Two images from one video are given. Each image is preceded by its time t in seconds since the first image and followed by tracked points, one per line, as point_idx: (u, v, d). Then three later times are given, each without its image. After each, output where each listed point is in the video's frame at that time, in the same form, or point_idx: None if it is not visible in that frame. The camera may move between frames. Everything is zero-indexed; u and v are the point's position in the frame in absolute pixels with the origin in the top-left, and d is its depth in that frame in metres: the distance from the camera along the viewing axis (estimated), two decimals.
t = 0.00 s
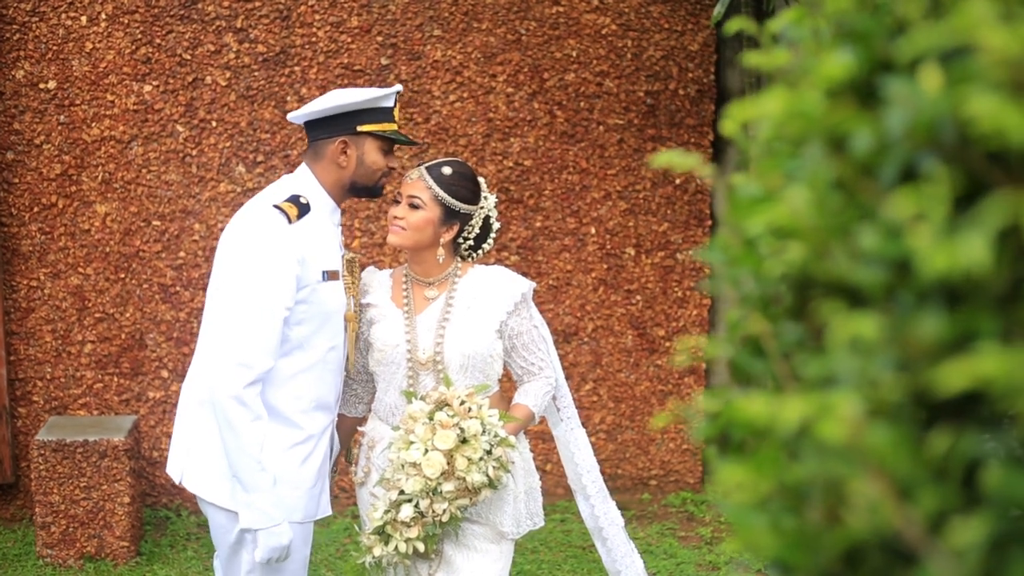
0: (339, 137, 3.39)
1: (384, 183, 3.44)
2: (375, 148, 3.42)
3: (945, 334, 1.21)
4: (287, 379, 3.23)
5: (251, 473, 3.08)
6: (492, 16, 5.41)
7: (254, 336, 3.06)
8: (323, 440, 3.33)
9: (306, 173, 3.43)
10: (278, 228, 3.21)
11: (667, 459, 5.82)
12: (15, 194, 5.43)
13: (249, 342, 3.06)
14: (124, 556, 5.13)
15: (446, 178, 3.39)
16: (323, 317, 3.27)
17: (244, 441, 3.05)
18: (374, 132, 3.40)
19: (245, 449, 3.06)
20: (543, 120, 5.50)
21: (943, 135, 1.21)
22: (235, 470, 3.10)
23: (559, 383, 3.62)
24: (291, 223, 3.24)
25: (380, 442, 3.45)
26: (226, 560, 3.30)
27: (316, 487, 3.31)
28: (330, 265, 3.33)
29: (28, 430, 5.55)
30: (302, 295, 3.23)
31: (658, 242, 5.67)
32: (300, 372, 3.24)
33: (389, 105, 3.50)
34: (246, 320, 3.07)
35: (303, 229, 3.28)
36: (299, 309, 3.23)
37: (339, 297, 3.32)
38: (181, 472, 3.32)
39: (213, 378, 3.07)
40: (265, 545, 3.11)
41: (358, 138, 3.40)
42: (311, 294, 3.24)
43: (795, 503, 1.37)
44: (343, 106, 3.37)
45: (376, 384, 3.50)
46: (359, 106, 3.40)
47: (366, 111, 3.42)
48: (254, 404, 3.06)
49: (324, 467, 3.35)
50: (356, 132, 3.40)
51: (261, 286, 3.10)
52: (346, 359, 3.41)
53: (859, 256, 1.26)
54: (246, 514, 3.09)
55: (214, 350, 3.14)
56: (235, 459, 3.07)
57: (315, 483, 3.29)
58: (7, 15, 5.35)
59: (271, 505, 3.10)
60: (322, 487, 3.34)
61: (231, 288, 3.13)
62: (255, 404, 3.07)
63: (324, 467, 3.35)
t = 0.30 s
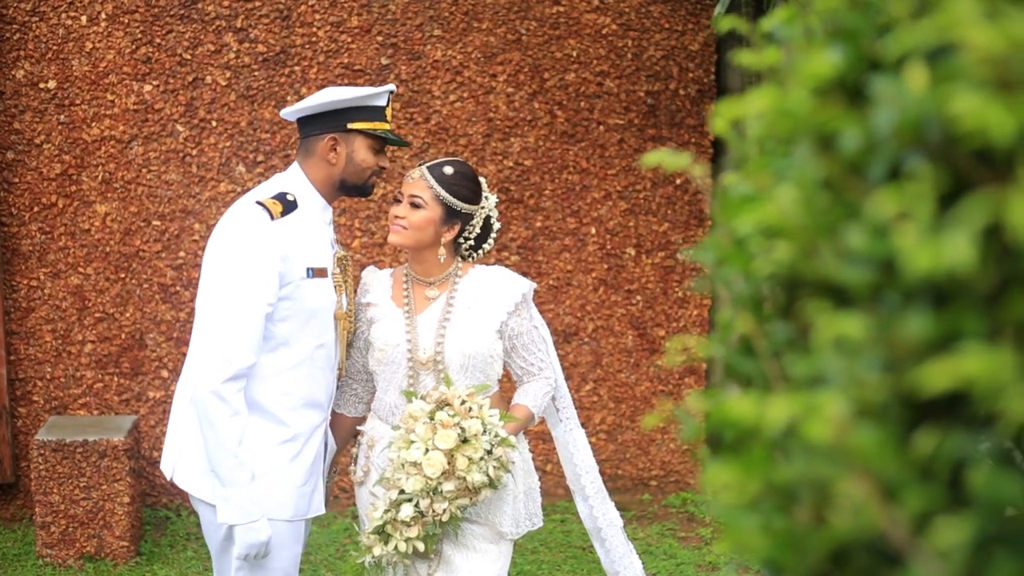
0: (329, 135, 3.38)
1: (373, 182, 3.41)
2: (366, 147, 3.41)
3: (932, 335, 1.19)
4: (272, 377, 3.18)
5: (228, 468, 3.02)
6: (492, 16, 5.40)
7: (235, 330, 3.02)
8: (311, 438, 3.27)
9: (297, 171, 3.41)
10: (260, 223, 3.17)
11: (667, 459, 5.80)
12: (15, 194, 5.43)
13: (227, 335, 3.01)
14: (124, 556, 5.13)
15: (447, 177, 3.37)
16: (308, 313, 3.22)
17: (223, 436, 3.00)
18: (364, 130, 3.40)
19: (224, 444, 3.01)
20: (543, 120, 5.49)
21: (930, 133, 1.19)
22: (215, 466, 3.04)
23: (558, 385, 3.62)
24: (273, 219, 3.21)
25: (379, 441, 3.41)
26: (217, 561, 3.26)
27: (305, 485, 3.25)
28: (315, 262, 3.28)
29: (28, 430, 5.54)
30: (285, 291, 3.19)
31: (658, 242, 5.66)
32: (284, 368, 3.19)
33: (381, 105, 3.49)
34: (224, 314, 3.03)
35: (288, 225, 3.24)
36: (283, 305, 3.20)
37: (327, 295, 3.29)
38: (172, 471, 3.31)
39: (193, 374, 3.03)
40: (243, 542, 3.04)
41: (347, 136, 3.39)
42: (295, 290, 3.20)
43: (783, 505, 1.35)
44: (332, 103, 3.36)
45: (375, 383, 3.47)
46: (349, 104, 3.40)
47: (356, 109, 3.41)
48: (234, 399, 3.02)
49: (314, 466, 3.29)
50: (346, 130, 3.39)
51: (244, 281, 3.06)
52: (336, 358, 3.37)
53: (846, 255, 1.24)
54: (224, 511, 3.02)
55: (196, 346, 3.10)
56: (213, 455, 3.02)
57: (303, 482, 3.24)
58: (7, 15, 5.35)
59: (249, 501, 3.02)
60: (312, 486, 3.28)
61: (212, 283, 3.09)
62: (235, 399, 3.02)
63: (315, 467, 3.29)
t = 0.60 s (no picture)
0: (320, 132, 3.33)
1: (364, 180, 3.36)
2: (357, 145, 3.35)
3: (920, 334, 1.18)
4: (256, 373, 3.15)
5: (200, 461, 3.00)
6: (492, 15, 5.40)
7: (212, 324, 2.99)
8: (299, 436, 3.23)
9: (289, 169, 3.38)
10: (241, 219, 3.15)
11: (667, 459, 5.79)
12: (15, 193, 5.43)
13: (202, 329, 2.99)
14: (123, 555, 5.13)
15: (448, 176, 3.31)
16: (292, 309, 3.19)
17: (197, 430, 2.98)
18: (354, 128, 3.34)
19: (199, 437, 2.99)
20: (543, 120, 5.49)
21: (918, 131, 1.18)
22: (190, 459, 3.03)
23: (559, 385, 3.58)
24: (256, 215, 3.18)
25: (379, 439, 3.35)
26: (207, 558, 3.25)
27: (292, 483, 3.19)
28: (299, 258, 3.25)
29: (28, 429, 5.54)
30: (268, 287, 3.16)
31: (658, 242, 5.65)
32: (266, 364, 3.16)
33: (373, 103, 3.43)
34: (200, 307, 3.01)
35: (272, 221, 3.21)
36: (266, 301, 3.16)
37: (315, 291, 3.25)
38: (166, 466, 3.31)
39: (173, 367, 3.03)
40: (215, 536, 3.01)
41: (338, 133, 3.34)
42: (278, 286, 3.17)
43: (771, 505, 1.33)
44: (323, 100, 3.32)
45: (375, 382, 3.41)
46: (340, 102, 3.35)
47: (347, 107, 3.36)
48: (210, 393, 2.99)
49: (303, 465, 3.24)
50: (337, 127, 3.34)
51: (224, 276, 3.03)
52: (328, 356, 3.32)
53: (834, 253, 1.23)
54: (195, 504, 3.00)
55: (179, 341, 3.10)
56: (188, 448, 3.00)
57: (289, 480, 3.18)
58: (7, 14, 5.35)
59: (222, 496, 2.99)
60: (301, 485, 3.22)
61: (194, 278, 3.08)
62: (212, 394, 2.99)
63: (304, 465, 3.24)
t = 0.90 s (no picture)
0: (306, 130, 3.29)
1: (353, 179, 3.31)
2: (344, 143, 3.30)
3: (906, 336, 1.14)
4: (238, 369, 3.14)
5: (179, 456, 2.99)
6: (492, 16, 5.39)
7: (189, 319, 2.97)
8: (285, 434, 3.19)
9: (278, 170, 3.35)
10: (220, 215, 3.14)
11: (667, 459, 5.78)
12: (15, 193, 5.43)
13: (178, 324, 2.97)
14: (122, 556, 5.12)
15: (448, 176, 3.29)
16: (274, 305, 3.16)
17: (175, 425, 2.97)
18: (341, 126, 3.29)
19: (177, 433, 2.98)
20: (543, 120, 5.48)
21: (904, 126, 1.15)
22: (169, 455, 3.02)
23: (557, 386, 3.54)
24: (235, 212, 3.17)
25: (376, 439, 3.33)
26: (200, 555, 3.25)
27: (279, 480, 3.16)
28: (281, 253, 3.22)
29: (28, 429, 5.54)
30: (247, 283, 3.14)
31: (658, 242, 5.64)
32: (246, 361, 3.14)
33: (360, 101, 3.40)
34: (176, 303, 3.00)
35: (254, 218, 3.20)
36: (247, 297, 3.14)
37: (301, 289, 3.23)
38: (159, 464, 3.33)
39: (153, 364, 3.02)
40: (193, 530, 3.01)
41: (324, 132, 3.29)
42: (258, 282, 3.15)
43: (759, 507, 1.30)
44: (308, 98, 3.29)
45: (374, 381, 3.39)
46: (326, 100, 3.31)
47: (334, 105, 3.32)
48: (188, 387, 2.97)
49: (291, 462, 3.20)
50: (323, 126, 3.29)
51: (204, 271, 3.02)
52: (315, 353, 3.26)
53: (820, 252, 1.20)
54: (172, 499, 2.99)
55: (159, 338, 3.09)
56: (167, 444, 3.00)
57: (275, 476, 3.15)
58: (6, 14, 5.36)
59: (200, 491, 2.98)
60: (289, 482, 3.19)
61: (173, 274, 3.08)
62: (190, 388, 2.98)
63: (292, 463, 3.20)
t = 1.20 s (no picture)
0: (296, 129, 3.27)
1: (344, 177, 3.30)
2: (334, 142, 3.28)
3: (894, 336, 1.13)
4: (220, 364, 3.13)
5: (160, 448, 2.98)
6: (492, 16, 5.39)
7: (169, 311, 2.98)
8: (270, 429, 3.17)
9: (271, 168, 3.35)
10: (203, 209, 3.15)
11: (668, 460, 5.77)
12: (15, 193, 5.43)
13: (157, 315, 2.99)
14: (122, 556, 5.12)
15: (446, 176, 3.29)
16: (257, 300, 3.17)
17: (155, 415, 2.97)
18: (330, 125, 3.27)
19: (157, 423, 2.98)
20: (542, 120, 5.48)
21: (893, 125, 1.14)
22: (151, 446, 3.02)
23: (555, 387, 3.50)
24: (219, 206, 3.19)
25: (372, 440, 3.31)
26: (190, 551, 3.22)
27: (263, 475, 3.12)
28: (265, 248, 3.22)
29: (28, 429, 5.54)
30: (230, 277, 3.15)
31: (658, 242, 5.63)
32: (229, 355, 3.14)
33: (352, 99, 3.36)
34: (156, 295, 3.01)
35: (239, 213, 3.21)
36: (229, 291, 3.15)
37: (288, 286, 3.23)
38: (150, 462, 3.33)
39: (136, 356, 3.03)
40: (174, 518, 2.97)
41: (314, 131, 3.27)
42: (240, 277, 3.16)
43: (748, 506, 1.29)
44: (296, 98, 3.25)
45: (371, 381, 3.38)
46: (315, 99, 3.28)
47: (323, 104, 3.29)
48: (167, 378, 2.98)
49: (277, 458, 3.16)
50: (312, 125, 3.27)
51: (178, 259, 3.03)
52: (302, 351, 3.26)
53: (809, 251, 1.20)
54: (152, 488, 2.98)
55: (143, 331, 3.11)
56: (147, 434, 3.00)
57: (258, 471, 3.12)
58: (6, 14, 5.36)
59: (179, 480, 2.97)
60: (272, 479, 3.14)
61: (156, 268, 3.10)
62: (170, 379, 2.98)
63: (277, 459, 3.16)
